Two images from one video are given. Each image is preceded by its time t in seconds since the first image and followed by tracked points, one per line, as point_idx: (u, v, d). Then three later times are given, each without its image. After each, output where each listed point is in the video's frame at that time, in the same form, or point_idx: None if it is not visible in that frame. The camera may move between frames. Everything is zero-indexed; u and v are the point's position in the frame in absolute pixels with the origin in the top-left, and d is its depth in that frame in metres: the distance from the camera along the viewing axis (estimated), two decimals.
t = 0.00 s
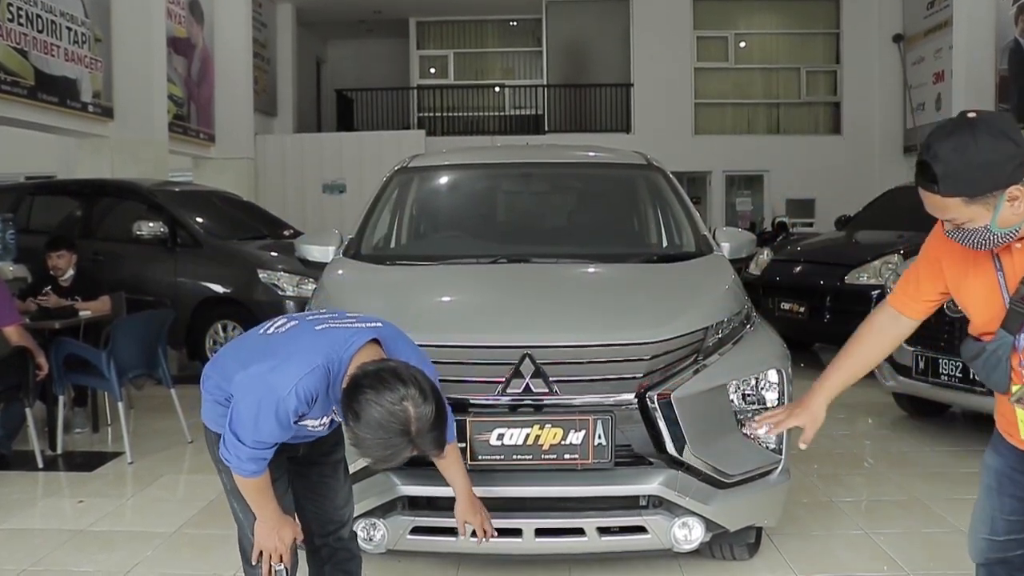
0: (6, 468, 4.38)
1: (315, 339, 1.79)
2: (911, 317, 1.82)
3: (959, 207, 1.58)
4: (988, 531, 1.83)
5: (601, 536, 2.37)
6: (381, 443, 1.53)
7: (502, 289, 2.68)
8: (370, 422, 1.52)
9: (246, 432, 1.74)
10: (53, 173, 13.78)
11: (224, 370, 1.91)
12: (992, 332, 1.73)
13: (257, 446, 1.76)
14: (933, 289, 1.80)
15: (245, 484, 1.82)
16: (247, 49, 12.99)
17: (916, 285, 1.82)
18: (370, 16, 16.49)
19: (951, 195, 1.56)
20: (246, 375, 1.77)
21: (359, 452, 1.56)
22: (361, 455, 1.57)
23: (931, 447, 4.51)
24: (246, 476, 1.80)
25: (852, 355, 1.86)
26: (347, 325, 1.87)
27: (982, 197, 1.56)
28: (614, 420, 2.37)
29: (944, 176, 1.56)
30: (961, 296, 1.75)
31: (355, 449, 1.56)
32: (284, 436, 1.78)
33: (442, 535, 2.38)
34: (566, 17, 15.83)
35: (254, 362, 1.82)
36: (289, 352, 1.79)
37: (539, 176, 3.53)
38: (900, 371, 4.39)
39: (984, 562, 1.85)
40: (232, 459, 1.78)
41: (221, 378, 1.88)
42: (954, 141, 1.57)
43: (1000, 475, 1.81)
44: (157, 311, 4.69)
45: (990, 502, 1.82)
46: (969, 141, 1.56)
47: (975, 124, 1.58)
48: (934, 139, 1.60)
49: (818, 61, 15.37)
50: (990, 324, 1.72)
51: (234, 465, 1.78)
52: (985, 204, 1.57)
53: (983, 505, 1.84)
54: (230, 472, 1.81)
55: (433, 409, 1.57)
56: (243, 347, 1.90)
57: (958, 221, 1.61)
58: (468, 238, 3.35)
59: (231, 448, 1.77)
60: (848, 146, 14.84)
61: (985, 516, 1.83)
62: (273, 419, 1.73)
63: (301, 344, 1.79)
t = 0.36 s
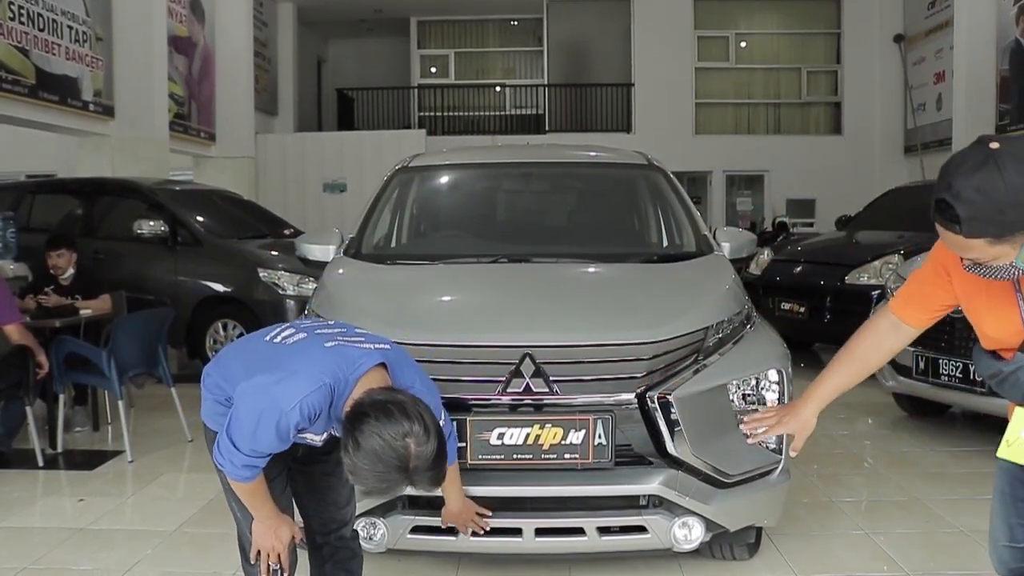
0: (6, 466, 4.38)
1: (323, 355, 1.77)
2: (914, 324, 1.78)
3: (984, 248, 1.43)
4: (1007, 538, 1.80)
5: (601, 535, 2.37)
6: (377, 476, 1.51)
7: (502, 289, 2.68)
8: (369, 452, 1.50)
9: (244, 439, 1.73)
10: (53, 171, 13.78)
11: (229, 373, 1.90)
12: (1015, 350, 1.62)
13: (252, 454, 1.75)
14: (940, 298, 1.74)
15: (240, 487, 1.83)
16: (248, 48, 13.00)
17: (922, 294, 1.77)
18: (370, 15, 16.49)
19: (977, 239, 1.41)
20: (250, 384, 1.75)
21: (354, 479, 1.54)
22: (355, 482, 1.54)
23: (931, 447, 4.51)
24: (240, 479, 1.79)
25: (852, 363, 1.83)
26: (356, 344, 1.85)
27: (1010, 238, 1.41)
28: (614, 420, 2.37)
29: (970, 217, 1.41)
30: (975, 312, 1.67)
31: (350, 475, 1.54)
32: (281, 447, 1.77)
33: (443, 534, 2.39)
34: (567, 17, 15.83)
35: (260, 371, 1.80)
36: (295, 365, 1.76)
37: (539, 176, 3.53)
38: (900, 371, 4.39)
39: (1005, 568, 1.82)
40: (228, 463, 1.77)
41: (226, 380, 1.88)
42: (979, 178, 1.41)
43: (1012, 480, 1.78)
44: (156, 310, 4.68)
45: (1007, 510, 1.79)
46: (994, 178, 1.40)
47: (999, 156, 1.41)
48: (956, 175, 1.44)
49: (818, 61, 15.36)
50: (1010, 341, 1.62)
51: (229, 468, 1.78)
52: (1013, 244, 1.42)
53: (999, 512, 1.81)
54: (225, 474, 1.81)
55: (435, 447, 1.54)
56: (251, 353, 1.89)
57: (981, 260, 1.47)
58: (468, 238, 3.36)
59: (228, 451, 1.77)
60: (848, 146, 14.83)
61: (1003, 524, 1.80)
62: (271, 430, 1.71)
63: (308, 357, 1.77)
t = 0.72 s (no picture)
0: (7, 466, 4.38)
1: (325, 367, 1.76)
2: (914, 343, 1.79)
3: (988, 273, 1.44)
4: (1011, 539, 1.80)
5: (601, 535, 2.37)
6: (373, 498, 1.50)
7: (502, 289, 2.68)
8: (366, 473, 1.49)
9: (241, 446, 1.73)
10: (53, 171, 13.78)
11: (230, 376, 1.91)
12: (1016, 365, 1.65)
13: (248, 460, 1.75)
14: (938, 314, 1.75)
15: (236, 491, 1.83)
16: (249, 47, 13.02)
17: (921, 312, 1.77)
18: (370, 15, 16.50)
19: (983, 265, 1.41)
20: (250, 391, 1.75)
21: (349, 497, 1.53)
22: (350, 502, 1.54)
23: (931, 447, 4.51)
24: (235, 482, 1.80)
25: (858, 385, 1.84)
26: (359, 354, 1.84)
27: (1014, 265, 1.42)
28: (615, 420, 2.37)
29: (976, 245, 1.41)
30: (975, 328, 1.68)
31: (345, 494, 1.53)
32: (277, 455, 1.77)
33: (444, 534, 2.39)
34: (567, 17, 15.85)
35: (261, 380, 1.79)
36: (297, 376, 1.75)
37: (540, 176, 3.53)
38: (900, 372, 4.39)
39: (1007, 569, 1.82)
40: (222, 466, 1.77)
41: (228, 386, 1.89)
42: (986, 206, 1.40)
43: (1013, 481, 1.79)
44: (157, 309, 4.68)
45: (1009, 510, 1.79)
46: (1002, 203, 1.39)
47: (1005, 181, 1.41)
48: (961, 201, 1.43)
49: (819, 61, 15.37)
50: (1011, 357, 1.65)
51: (224, 472, 1.78)
52: (1019, 270, 1.43)
53: (1001, 513, 1.81)
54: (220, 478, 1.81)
55: (434, 474, 1.53)
56: (253, 361, 1.89)
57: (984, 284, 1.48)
58: (469, 237, 3.36)
59: (222, 455, 1.76)
60: (848, 145, 14.82)
61: (1007, 525, 1.80)
62: (268, 440, 1.71)
63: (310, 368, 1.76)
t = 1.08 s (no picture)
0: (8, 465, 4.38)
1: (326, 376, 1.76)
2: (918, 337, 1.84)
3: (971, 244, 1.47)
4: (989, 539, 1.80)
5: (601, 535, 2.37)
6: (368, 512, 1.51)
7: (502, 288, 2.69)
8: (363, 487, 1.50)
9: (237, 450, 1.73)
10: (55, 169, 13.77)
11: (229, 378, 1.92)
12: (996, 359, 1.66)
13: (244, 465, 1.75)
14: (934, 312, 1.80)
15: (231, 492, 1.83)
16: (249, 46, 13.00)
17: (917, 309, 1.82)
18: (372, 15, 16.51)
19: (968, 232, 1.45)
20: (250, 397, 1.75)
21: (345, 510, 1.54)
22: (344, 514, 1.54)
23: (932, 448, 4.51)
24: (230, 487, 1.80)
25: (867, 381, 1.89)
26: (360, 365, 1.84)
27: (999, 234, 1.45)
28: (616, 420, 2.38)
29: (960, 212, 1.45)
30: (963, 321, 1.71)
31: (340, 505, 1.54)
32: (274, 462, 1.77)
33: (443, 533, 2.39)
34: (569, 18, 15.87)
35: (261, 386, 1.79)
36: (297, 384, 1.76)
37: (541, 176, 3.53)
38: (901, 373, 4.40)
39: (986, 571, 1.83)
40: (217, 470, 1.77)
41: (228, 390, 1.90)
42: (973, 173, 1.45)
43: (996, 482, 1.78)
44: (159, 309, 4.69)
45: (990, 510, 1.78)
46: (988, 175, 1.44)
47: (993, 154, 1.46)
48: (949, 170, 1.48)
49: (820, 62, 15.37)
50: (993, 351, 1.67)
51: (219, 475, 1.78)
52: (1001, 241, 1.46)
53: (981, 513, 1.81)
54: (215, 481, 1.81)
55: (431, 491, 1.54)
56: (254, 365, 1.89)
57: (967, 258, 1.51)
58: (470, 237, 3.37)
59: (218, 458, 1.76)
60: (850, 146, 14.82)
61: (985, 524, 1.80)
62: (265, 446, 1.71)
63: (311, 377, 1.77)
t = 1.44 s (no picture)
0: (10, 464, 4.39)
1: (327, 375, 1.77)
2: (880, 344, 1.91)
3: (900, 199, 1.63)
4: (931, 539, 1.87)
5: (603, 534, 2.37)
6: (371, 509, 1.51)
7: (503, 287, 2.69)
8: (365, 484, 1.50)
9: (239, 449, 1.73)
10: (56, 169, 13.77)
11: (229, 377, 1.92)
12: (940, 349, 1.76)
13: (247, 464, 1.75)
14: (890, 315, 1.87)
15: (231, 492, 1.83)
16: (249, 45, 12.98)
17: (877, 315, 1.90)
18: (373, 15, 16.52)
19: (895, 180, 1.61)
20: (252, 396, 1.75)
21: (348, 508, 1.54)
22: (347, 512, 1.54)
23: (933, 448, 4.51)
24: (232, 486, 1.80)
25: (849, 391, 1.97)
26: (361, 363, 1.84)
27: (923, 190, 1.61)
28: (618, 419, 2.38)
29: (891, 163, 1.61)
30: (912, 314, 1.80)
31: (343, 503, 1.54)
32: (276, 463, 1.77)
33: (445, 533, 2.39)
34: (570, 17, 15.88)
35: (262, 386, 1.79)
36: (299, 384, 1.76)
37: (542, 176, 3.53)
38: (903, 372, 4.39)
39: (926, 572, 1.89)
40: (219, 470, 1.77)
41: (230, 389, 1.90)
42: (908, 133, 1.63)
43: (946, 481, 1.86)
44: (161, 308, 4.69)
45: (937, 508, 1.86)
46: (922, 139, 1.61)
47: (932, 122, 1.63)
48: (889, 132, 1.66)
49: (822, 61, 15.36)
50: (938, 341, 1.76)
51: (221, 475, 1.78)
52: (928, 200, 1.63)
53: (929, 514, 1.88)
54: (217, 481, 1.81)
55: (433, 487, 1.54)
56: (255, 365, 1.89)
57: (896, 216, 1.66)
58: (471, 236, 3.37)
59: (220, 458, 1.76)
60: (851, 145, 14.82)
61: (930, 523, 1.87)
62: (268, 444, 1.71)
63: (312, 376, 1.77)
